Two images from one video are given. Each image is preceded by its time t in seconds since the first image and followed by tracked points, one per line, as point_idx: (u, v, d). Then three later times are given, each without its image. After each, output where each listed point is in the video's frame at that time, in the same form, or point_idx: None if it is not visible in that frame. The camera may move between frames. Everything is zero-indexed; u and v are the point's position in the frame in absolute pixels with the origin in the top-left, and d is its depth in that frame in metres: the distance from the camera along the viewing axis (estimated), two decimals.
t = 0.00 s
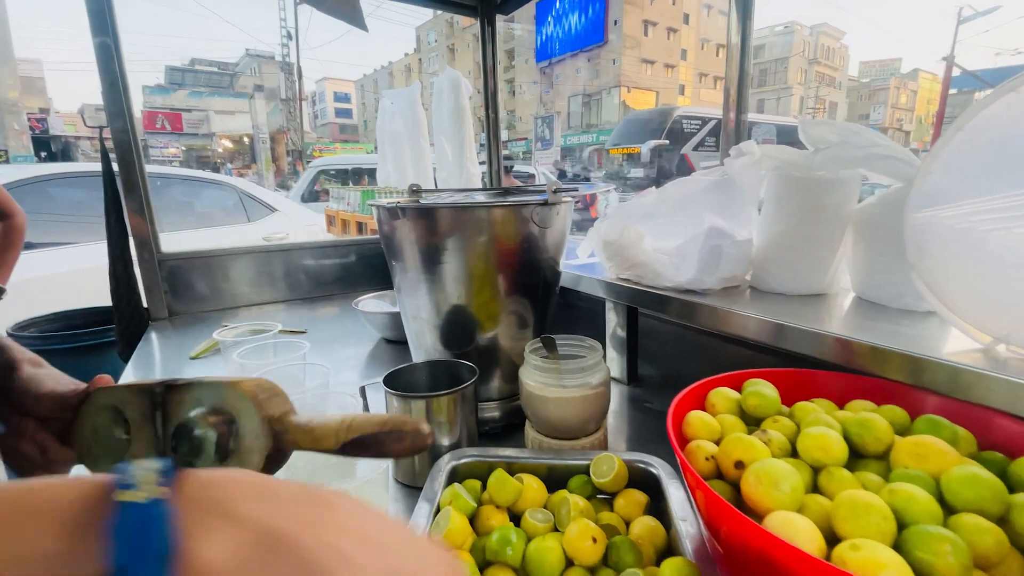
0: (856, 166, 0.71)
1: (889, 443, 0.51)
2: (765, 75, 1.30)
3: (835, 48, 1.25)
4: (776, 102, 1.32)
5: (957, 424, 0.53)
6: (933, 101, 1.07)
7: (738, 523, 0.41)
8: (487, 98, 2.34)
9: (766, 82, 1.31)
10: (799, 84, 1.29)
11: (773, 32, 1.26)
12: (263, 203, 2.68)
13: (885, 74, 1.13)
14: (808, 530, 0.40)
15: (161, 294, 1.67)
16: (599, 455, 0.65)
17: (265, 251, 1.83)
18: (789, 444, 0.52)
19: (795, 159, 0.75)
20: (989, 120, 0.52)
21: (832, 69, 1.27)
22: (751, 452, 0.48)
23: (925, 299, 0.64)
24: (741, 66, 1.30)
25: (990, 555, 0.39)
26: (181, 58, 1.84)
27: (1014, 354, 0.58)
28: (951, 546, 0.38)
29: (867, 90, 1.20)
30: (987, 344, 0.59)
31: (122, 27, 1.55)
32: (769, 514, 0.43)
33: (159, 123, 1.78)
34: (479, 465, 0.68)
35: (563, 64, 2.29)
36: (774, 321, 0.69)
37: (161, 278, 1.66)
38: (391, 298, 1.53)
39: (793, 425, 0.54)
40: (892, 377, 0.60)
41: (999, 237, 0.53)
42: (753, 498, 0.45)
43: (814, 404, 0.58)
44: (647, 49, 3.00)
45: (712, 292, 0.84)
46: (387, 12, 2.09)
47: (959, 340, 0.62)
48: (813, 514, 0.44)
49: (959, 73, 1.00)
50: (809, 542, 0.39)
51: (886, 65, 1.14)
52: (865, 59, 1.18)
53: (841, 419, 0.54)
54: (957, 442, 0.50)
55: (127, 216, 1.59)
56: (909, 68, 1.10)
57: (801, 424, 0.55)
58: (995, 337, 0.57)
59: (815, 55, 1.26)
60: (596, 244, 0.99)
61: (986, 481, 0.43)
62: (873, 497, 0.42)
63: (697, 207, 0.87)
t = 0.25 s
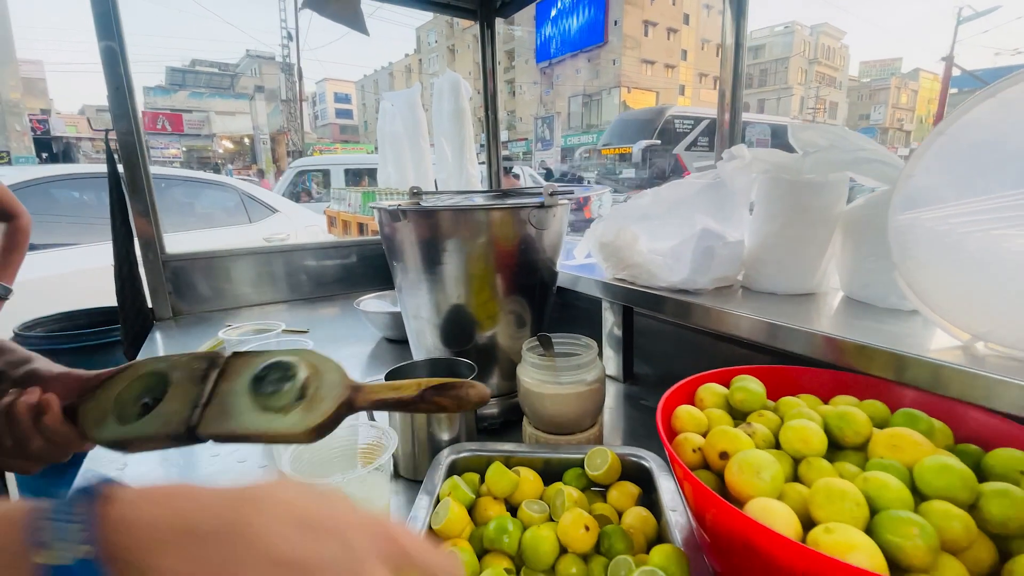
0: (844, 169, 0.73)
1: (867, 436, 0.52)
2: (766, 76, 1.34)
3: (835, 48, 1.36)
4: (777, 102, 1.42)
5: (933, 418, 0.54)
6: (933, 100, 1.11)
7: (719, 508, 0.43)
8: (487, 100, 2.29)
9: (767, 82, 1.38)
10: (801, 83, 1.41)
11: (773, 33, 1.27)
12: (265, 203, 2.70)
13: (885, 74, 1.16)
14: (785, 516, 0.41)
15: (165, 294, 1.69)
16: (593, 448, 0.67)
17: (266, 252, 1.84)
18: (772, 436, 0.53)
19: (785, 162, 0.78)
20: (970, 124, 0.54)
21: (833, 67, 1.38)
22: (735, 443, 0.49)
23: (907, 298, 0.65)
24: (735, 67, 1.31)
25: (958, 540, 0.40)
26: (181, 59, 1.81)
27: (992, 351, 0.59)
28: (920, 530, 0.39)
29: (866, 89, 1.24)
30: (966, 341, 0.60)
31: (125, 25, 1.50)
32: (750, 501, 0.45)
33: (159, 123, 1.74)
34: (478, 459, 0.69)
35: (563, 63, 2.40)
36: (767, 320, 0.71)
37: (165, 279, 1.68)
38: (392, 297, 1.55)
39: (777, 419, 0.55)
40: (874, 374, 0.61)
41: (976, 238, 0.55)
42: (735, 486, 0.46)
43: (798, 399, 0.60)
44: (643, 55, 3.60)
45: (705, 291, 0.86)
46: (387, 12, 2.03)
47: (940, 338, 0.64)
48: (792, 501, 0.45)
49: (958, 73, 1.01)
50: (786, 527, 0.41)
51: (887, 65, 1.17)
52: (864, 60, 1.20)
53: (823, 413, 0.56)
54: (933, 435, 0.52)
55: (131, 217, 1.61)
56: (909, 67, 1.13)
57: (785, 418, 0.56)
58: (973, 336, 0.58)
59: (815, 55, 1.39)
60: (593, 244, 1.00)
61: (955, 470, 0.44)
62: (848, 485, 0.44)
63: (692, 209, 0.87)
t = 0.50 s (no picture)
0: (831, 171, 0.75)
1: (846, 424, 0.54)
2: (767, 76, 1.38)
3: (836, 49, 1.33)
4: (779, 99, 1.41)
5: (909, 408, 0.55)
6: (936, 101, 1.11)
7: (705, 490, 0.44)
8: (487, 100, 2.34)
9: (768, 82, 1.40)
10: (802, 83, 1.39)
11: (773, 33, 1.33)
12: (267, 204, 2.72)
13: (886, 74, 1.19)
14: (763, 495, 0.42)
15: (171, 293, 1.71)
16: (589, 438, 0.69)
17: (269, 252, 1.86)
18: (756, 424, 0.55)
19: (774, 164, 0.80)
20: (949, 128, 0.56)
21: (833, 69, 1.35)
22: (719, 430, 0.51)
23: (890, 296, 0.67)
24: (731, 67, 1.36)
25: (925, 518, 0.41)
26: (181, 59, 1.77)
27: (968, 345, 0.61)
28: (887, 506, 0.40)
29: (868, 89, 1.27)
30: (943, 335, 0.63)
31: (133, 31, 1.53)
32: (731, 483, 0.46)
33: (158, 124, 1.69)
34: (478, 449, 0.71)
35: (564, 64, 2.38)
36: (760, 317, 0.73)
37: (171, 278, 1.70)
38: (394, 296, 1.57)
39: (761, 408, 0.57)
40: (858, 367, 0.63)
41: (953, 237, 0.57)
42: (719, 469, 0.47)
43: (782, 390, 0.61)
44: (643, 56, 3.49)
45: (698, 290, 0.87)
46: (388, 13, 2.01)
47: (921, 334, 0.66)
48: (772, 483, 0.46)
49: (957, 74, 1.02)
50: (765, 506, 0.42)
51: (887, 65, 1.19)
52: (866, 59, 1.22)
53: (805, 402, 0.57)
54: (909, 423, 0.53)
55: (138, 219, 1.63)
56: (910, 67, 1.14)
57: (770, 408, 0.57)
58: (950, 330, 0.60)
59: (817, 55, 1.36)
60: (590, 244, 1.03)
61: (924, 453, 0.45)
62: (823, 467, 0.45)
63: (683, 208, 0.90)
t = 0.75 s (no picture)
0: (816, 171, 0.77)
1: (824, 411, 0.56)
2: (764, 75, 1.62)
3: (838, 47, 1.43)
4: (777, 100, 1.61)
5: (884, 396, 0.57)
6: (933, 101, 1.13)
7: (688, 469, 0.46)
8: (486, 100, 2.34)
9: (766, 82, 1.62)
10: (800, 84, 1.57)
11: (774, 32, 1.45)
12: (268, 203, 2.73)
13: (886, 74, 1.21)
14: (741, 474, 0.44)
15: (174, 291, 1.73)
16: (582, 428, 0.71)
17: (270, 251, 1.88)
18: (739, 412, 0.57)
19: (762, 165, 0.82)
20: (926, 130, 0.59)
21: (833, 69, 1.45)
22: (703, 416, 0.52)
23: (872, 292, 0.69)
24: (725, 69, 1.37)
25: (892, 495, 0.43)
26: (180, 58, 1.76)
27: (946, 338, 0.62)
28: (855, 483, 0.42)
29: (867, 89, 1.29)
30: (921, 328, 0.64)
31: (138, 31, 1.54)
32: (712, 464, 0.48)
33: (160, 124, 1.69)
34: (476, 439, 0.74)
35: (563, 64, 2.44)
36: (750, 313, 0.74)
37: (175, 276, 1.73)
38: (394, 294, 1.59)
39: (744, 396, 0.58)
40: (840, 359, 0.65)
41: (930, 234, 0.59)
42: (701, 451, 0.49)
43: (767, 380, 0.63)
44: (644, 55, 3.69)
45: (689, 286, 0.90)
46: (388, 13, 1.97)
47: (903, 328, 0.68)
48: (751, 465, 0.48)
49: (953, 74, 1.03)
50: (743, 484, 0.43)
51: (887, 65, 1.21)
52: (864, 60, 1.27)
53: (786, 391, 0.59)
54: (883, 410, 0.55)
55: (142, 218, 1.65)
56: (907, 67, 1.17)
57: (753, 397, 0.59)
58: (926, 323, 0.61)
59: (815, 55, 1.55)
60: (586, 243, 1.05)
61: (893, 435, 0.47)
62: (798, 448, 0.47)
63: (675, 207, 0.93)
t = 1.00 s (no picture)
0: (806, 174, 0.80)
1: (807, 404, 0.57)
2: (764, 76, 1.62)
3: (835, 49, 1.47)
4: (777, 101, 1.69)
5: (865, 390, 0.59)
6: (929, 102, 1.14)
7: (676, 458, 0.48)
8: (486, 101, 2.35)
9: (767, 83, 1.64)
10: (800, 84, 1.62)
11: (771, 33, 1.45)
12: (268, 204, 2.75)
13: (885, 75, 1.23)
14: (726, 461, 0.46)
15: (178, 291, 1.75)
16: (578, 422, 0.73)
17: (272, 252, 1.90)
18: (727, 405, 0.58)
19: (753, 168, 0.83)
20: (909, 134, 0.63)
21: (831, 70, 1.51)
22: (691, 408, 0.54)
23: (856, 291, 0.71)
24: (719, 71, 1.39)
25: (867, 481, 0.45)
26: (181, 59, 1.76)
27: (926, 336, 0.64)
28: (831, 469, 0.44)
29: (866, 90, 1.31)
30: (903, 326, 0.66)
31: (144, 33, 1.56)
32: (698, 453, 0.50)
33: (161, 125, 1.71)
34: (475, 432, 0.76)
35: (562, 64, 2.48)
36: (742, 311, 0.76)
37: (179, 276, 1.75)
38: (394, 293, 1.61)
39: (732, 390, 0.60)
40: (825, 356, 0.67)
41: (911, 234, 0.61)
42: (690, 442, 0.51)
43: (755, 375, 0.65)
44: (643, 55, 3.65)
45: (683, 286, 0.92)
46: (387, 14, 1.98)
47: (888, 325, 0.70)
48: (736, 454, 0.50)
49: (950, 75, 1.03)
50: (728, 472, 0.45)
51: (886, 66, 1.23)
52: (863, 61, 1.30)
53: (772, 385, 0.61)
54: (863, 403, 0.57)
55: (146, 219, 1.68)
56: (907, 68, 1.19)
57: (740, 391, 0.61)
58: (907, 320, 0.64)
59: (815, 56, 1.55)
60: (584, 243, 1.07)
61: (870, 425, 0.49)
62: (780, 437, 0.49)
63: (669, 209, 0.95)
